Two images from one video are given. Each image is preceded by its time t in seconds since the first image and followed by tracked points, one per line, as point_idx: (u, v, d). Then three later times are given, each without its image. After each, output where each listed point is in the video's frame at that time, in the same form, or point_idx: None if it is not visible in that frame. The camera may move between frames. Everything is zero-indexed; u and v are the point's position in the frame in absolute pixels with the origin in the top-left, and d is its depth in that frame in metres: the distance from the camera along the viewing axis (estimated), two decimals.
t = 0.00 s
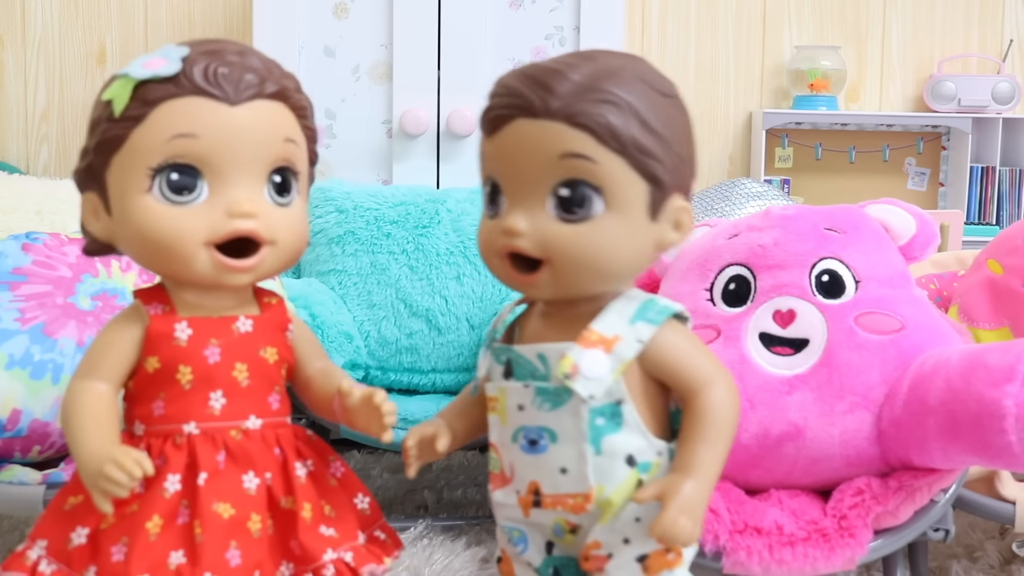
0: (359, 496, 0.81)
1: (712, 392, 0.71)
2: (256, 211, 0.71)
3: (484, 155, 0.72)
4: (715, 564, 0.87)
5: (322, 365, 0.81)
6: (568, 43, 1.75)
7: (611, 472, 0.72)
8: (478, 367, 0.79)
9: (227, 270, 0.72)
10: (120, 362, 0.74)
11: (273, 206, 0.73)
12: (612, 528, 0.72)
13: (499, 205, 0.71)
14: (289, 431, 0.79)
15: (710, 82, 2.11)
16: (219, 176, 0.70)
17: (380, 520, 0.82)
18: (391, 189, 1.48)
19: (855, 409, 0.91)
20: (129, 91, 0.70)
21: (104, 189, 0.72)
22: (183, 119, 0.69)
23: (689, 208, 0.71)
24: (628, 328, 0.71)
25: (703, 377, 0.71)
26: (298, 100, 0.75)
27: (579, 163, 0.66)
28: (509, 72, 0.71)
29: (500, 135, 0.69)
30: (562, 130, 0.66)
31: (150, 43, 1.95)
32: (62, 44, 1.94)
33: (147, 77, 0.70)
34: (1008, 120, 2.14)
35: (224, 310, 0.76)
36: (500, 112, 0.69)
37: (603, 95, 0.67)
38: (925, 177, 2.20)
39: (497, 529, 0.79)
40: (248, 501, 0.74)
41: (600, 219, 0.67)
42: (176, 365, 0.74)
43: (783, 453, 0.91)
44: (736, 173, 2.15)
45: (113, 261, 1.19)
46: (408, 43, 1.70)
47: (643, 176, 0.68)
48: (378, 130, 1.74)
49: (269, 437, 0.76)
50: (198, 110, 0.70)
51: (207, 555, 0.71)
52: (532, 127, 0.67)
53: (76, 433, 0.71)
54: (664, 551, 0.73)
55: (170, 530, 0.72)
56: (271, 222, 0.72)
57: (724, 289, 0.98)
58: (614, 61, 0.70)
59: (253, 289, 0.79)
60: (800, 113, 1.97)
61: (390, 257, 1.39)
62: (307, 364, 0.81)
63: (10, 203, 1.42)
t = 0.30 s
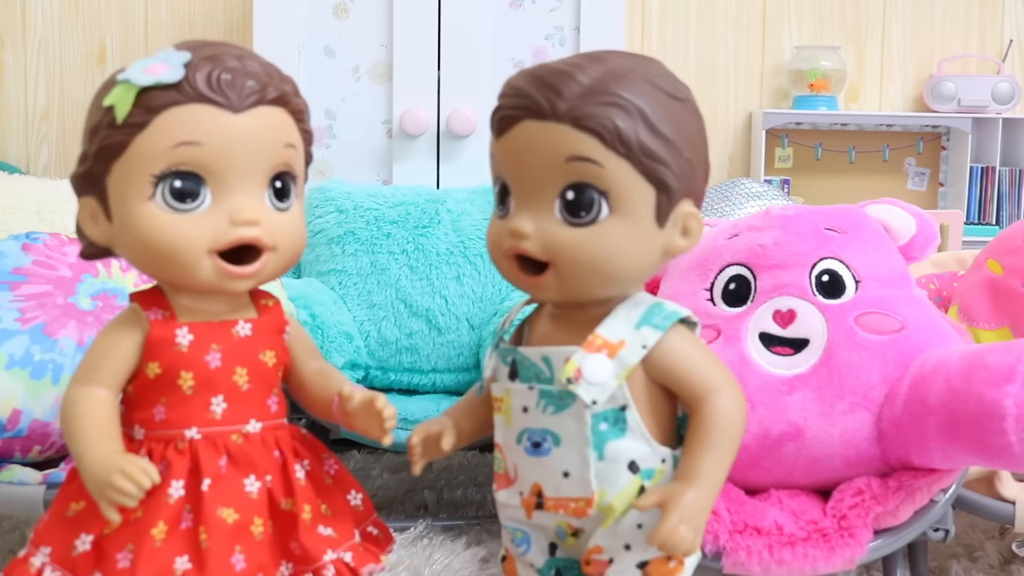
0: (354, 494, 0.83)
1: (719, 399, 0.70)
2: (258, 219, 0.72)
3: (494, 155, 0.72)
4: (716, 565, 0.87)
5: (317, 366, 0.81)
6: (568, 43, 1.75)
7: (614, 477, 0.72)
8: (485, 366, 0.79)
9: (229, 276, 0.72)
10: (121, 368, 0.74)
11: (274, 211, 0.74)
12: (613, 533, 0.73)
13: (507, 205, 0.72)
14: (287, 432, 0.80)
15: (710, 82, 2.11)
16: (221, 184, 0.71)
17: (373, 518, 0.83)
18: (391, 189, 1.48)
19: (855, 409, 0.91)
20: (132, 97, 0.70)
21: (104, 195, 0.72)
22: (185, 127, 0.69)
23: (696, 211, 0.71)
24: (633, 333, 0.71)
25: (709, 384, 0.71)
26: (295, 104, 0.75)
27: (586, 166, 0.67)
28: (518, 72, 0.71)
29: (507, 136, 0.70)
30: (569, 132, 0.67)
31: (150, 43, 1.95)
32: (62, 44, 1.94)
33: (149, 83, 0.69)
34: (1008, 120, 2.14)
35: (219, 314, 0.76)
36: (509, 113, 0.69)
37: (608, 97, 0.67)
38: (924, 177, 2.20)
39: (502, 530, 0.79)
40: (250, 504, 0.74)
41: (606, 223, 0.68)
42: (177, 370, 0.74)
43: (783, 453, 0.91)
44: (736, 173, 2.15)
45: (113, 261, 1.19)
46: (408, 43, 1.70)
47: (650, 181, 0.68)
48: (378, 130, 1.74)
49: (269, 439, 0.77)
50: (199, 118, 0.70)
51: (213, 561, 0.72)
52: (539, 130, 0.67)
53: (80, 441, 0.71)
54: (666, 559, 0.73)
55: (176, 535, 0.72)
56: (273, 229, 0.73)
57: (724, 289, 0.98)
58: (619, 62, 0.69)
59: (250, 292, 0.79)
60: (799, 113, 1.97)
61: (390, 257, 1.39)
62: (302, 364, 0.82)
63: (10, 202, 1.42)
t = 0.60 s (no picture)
0: (361, 528, 0.74)
1: (738, 387, 0.74)
2: (219, 223, 0.64)
3: (532, 153, 0.68)
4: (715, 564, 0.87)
5: (324, 384, 0.72)
6: (568, 43, 1.75)
7: (662, 466, 0.72)
8: (517, 364, 0.74)
9: (192, 283, 0.65)
10: (101, 370, 0.70)
11: (248, 217, 0.65)
12: (655, 520, 0.73)
13: (546, 203, 0.68)
14: (275, 454, 0.71)
15: (710, 83, 2.11)
16: (182, 184, 0.64)
17: (381, 557, 0.74)
18: (391, 188, 1.47)
19: (854, 407, 0.91)
20: (95, 93, 0.66)
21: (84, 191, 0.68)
22: (145, 123, 0.64)
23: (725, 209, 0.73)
24: (676, 326, 0.73)
25: (725, 373, 0.74)
26: (274, 101, 0.66)
27: (650, 164, 0.66)
28: (555, 69, 0.69)
29: (558, 135, 0.66)
30: (634, 131, 0.65)
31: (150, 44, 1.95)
32: (62, 44, 1.94)
33: (111, 78, 0.65)
34: (1008, 120, 2.14)
35: (200, 323, 0.70)
36: (563, 109, 0.66)
37: (663, 99, 0.66)
38: (924, 177, 2.20)
39: (522, 528, 0.76)
40: (206, 528, 0.67)
41: (665, 220, 0.67)
42: (146, 379, 0.69)
43: (783, 451, 0.91)
44: (736, 173, 2.15)
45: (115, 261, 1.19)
46: (408, 43, 1.70)
47: (702, 180, 0.69)
48: (378, 130, 1.74)
49: (243, 460, 0.69)
50: (160, 113, 0.64)
51: None
52: (603, 128, 0.65)
53: (41, 444, 0.67)
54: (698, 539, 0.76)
55: (121, 552, 0.66)
56: (238, 234, 0.65)
57: (724, 287, 0.97)
58: (656, 65, 0.69)
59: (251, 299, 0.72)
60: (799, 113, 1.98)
61: (390, 257, 1.39)
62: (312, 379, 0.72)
63: (10, 202, 1.42)
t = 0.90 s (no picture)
0: (358, 520, 0.73)
1: (710, 375, 0.76)
2: (216, 218, 0.64)
3: (544, 155, 0.66)
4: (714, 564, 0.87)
5: (320, 378, 0.72)
6: (568, 43, 1.75)
7: (671, 457, 0.74)
8: (531, 365, 0.72)
9: (190, 278, 0.65)
10: (98, 367, 0.70)
11: (246, 213, 0.65)
12: (662, 511, 0.74)
13: (557, 206, 0.67)
14: (272, 448, 0.71)
15: (710, 83, 2.11)
16: (180, 180, 0.64)
17: (379, 548, 0.74)
18: (391, 188, 1.47)
19: (853, 407, 0.91)
20: (94, 92, 0.66)
21: (82, 191, 0.68)
22: (143, 121, 0.64)
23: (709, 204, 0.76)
24: (677, 321, 0.75)
25: (701, 360, 0.76)
26: (269, 100, 0.67)
27: (665, 163, 0.67)
28: (556, 68, 0.67)
29: (579, 135, 0.65)
30: (651, 130, 0.66)
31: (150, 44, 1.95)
32: (62, 43, 1.94)
33: (110, 78, 0.65)
34: (1008, 120, 2.14)
35: (199, 319, 0.70)
36: (583, 110, 0.65)
37: (669, 98, 0.68)
38: (924, 178, 2.20)
39: (527, 530, 0.74)
40: (205, 520, 0.67)
41: (675, 218, 0.68)
42: (144, 373, 0.69)
43: (781, 450, 0.91)
44: (736, 173, 2.15)
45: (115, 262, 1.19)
46: (408, 43, 1.70)
47: (700, 177, 0.71)
48: (378, 130, 1.74)
49: (240, 453, 0.69)
50: (158, 113, 0.64)
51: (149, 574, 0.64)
52: (622, 128, 0.65)
53: (41, 439, 0.67)
54: (692, 525, 0.78)
55: (121, 544, 0.66)
56: (235, 229, 0.65)
57: (723, 286, 0.97)
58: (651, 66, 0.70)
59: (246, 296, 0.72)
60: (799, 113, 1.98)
61: (390, 257, 1.39)
62: (306, 375, 0.72)
63: (10, 202, 1.42)
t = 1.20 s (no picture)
0: (365, 539, 0.73)
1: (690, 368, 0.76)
2: (230, 237, 0.64)
3: (510, 167, 0.66)
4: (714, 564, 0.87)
5: (332, 396, 0.72)
6: (568, 43, 1.75)
7: (650, 457, 0.73)
8: (502, 381, 0.72)
9: (202, 296, 0.65)
10: (108, 381, 0.70)
11: (261, 232, 0.65)
12: (646, 510, 0.74)
13: (525, 218, 0.66)
14: (280, 466, 0.71)
15: (710, 83, 2.11)
16: (194, 198, 0.64)
17: (387, 567, 0.73)
18: (391, 188, 1.46)
19: (853, 407, 0.91)
20: (108, 104, 0.66)
21: (94, 202, 0.68)
22: (160, 136, 0.64)
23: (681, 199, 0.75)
24: (649, 319, 0.74)
25: (681, 356, 0.76)
26: (287, 116, 0.66)
27: (635, 169, 0.67)
28: (517, 74, 0.67)
29: (545, 146, 0.64)
30: (618, 136, 0.66)
31: (150, 44, 1.95)
32: (62, 43, 1.94)
33: (124, 91, 0.65)
34: (1008, 120, 2.14)
35: (212, 335, 0.70)
36: (548, 120, 0.64)
37: (636, 99, 0.67)
38: (924, 177, 2.20)
39: (512, 538, 0.74)
40: (212, 539, 0.67)
41: (647, 222, 0.68)
42: (154, 390, 0.68)
43: (781, 450, 0.91)
44: (736, 173, 2.15)
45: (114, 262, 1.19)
46: (408, 43, 1.70)
47: (671, 175, 0.71)
48: (378, 130, 1.74)
49: (249, 472, 0.69)
50: (174, 128, 0.64)
51: None
52: (589, 136, 0.65)
53: (49, 455, 0.67)
54: (677, 521, 0.78)
55: (127, 562, 0.66)
56: (250, 248, 0.65)
57: (724, 287, 0.97)
58: (614, 64, 0.69)
59: (258, 312, 0.72)
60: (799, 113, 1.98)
61: (390, 257, 1.39)
62: (318, 392, 0.72)
63: (10, 202, 1.42)
